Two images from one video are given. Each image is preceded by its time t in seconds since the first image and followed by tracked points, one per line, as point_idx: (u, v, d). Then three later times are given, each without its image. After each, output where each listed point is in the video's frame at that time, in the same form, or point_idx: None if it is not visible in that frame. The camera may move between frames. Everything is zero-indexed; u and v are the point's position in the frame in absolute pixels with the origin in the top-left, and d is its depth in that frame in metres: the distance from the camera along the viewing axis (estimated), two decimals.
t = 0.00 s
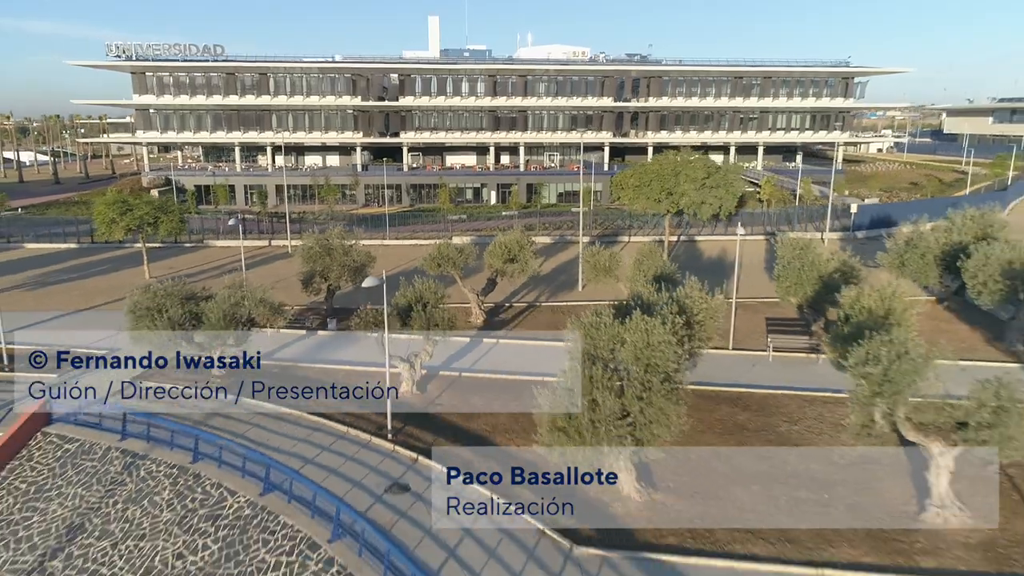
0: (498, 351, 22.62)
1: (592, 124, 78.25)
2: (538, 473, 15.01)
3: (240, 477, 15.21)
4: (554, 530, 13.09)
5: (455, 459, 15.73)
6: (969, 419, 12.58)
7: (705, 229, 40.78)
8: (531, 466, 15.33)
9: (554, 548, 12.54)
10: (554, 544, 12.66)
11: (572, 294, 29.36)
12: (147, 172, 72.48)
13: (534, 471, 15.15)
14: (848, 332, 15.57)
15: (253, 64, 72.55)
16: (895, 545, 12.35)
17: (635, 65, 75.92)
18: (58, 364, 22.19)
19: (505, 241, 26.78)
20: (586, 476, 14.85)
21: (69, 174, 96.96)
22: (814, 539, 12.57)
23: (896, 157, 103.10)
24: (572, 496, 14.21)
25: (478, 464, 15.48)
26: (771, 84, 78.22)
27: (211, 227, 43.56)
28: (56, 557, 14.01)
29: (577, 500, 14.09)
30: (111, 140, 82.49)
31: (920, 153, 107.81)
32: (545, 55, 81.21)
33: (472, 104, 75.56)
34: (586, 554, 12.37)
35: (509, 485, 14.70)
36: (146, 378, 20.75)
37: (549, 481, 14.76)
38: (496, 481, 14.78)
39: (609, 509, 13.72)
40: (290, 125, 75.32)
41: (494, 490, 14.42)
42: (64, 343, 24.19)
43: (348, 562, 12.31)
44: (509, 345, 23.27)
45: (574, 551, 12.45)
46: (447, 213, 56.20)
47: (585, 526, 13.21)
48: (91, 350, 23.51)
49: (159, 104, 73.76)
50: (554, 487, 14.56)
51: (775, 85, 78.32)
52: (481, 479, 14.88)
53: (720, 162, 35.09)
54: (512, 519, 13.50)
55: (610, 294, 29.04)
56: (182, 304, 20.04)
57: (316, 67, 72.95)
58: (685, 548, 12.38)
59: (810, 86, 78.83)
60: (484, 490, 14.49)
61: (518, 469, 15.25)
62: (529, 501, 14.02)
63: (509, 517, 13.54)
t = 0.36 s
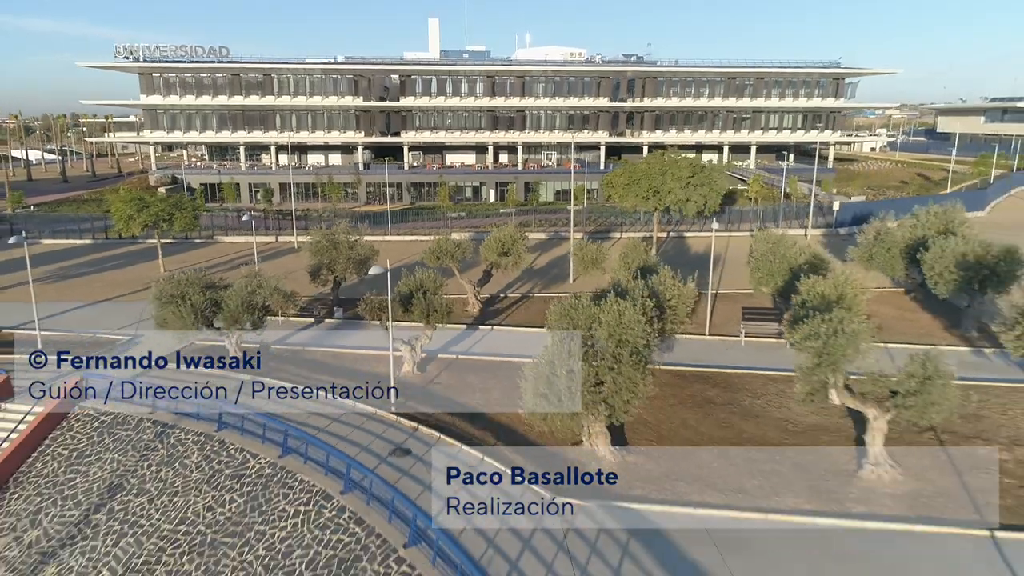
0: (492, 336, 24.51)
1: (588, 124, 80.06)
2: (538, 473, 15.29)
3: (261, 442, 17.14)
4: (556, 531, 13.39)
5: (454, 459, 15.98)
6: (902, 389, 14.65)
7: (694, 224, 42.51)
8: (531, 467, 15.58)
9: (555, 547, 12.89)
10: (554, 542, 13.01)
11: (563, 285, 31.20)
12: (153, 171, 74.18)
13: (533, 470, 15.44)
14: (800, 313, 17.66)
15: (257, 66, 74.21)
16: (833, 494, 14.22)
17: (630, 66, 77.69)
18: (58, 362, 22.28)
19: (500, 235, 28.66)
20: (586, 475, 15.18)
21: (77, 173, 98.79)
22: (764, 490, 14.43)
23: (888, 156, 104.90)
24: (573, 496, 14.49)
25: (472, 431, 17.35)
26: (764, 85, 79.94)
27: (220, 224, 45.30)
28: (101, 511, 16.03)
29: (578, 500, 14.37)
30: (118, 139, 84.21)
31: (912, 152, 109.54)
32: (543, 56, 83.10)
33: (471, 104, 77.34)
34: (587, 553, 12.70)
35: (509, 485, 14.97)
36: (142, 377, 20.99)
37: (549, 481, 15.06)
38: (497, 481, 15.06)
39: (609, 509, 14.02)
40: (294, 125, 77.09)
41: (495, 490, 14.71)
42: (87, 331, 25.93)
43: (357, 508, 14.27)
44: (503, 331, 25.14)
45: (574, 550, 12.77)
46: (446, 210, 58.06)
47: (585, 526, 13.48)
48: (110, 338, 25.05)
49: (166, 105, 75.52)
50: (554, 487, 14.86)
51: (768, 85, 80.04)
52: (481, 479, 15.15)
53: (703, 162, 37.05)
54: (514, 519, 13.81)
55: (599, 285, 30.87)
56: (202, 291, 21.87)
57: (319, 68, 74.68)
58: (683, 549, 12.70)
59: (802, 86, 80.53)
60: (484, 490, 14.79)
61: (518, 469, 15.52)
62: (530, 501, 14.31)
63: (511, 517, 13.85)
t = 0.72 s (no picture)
0: (487, 325, 26.36)
1: (584, 124, 81.84)
2: (538, 473, 15.80)
3: (277, 415, 19.13)
4: (554, 531, 13.93)
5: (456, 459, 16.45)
6: (848, 366, 16.59)
7: (684, 220, 44.22)
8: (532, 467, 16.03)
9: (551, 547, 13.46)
10: (552, 542, 13.58)
11: (556, 278, 33.06)
12: (160, 170, 75.95)
13: (533, 470, 15.93)
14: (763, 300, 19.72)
15: (261, 67, 76.01)
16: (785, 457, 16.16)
17: (626, 68, 79.57)
18: (58, 364, 22.95)
19: (496, 232, 30.52)
20: (586, 475, 15.64)
21: (84, 172, 100.61)
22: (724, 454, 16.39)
23: (880, 155, 106.80)
24: (571, 496, 14.99)
25: (468, 406, 19.26)
26: (756, 86, 81.84)
27: (228, 221, 47.11)
28: (135, 476, 17.97)
29: (576, 500, 14.87)
30: (124, 139, 85.99)
31: (905, 151, 111.29)
32: (541, 58, 85.05)
33: (470, 104, 79.17)
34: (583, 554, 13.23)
35: (509, 485, 15.50)
36: (142, 377, 21.99)
37: (549, 481, 15.56)
38: (497, 481, 15.60)
39: (607, 509, 14.52)
40: (298, 125, 78.93)
41: (495, 490, 15.25)
42: (109, 317, 27.56)
43: (364, 469, 16.26)
44: (498, 320, 26.97)
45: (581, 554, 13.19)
46: (446, 208, 59.87)
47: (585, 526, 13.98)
48: (130, 324, 26.71)
49: (172, 106, 77.37)
50: (553, 487, 15.35)
51: (760, 86, 81.88)
52: (482, 479, 15.70)
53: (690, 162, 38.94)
54: (513, 519, 14.36)
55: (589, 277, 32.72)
56: (220, 282, 23.81)
57: (322, 69, 76.57)
58: (678, 548, 13.26)
59: (794, 87, 82.37)
60: (484, 490, 15.36)
61: (518, 469, 16.04)
62: (530, 501, 14.85)
63: (510, 518, 14.42)
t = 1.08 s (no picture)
0: (483, 315, 28.27)
1: (581, 124, 83.61)
2: (538, 473, 16.48)
3: (292, 396, 21.55)
4: (554, 530, 14.53)
5: (460, 458, 17.24)
6: (803, 348, 18.57)
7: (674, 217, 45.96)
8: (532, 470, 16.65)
9: (558, 546, 13.99)
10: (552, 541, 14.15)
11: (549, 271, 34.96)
12: (166, 169, 77.75)
13: (534, 470, 16.60)
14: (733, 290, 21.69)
15: (265, 69, 77.86)
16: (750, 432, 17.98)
17: (621, 69, 81.42)
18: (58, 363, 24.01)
19: (492, 229, 32.40)
20: (586, 476, 16.28)
21: (90, 171, 102.42)
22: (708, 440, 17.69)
23: (873, 154, 108.55)
24: (570, 496, 15.63)
25: (463, 386, 21.21)
26: (749, 87, 83.68)
27: (235, 219, 48.94)
28: (163, 447, 19.95)
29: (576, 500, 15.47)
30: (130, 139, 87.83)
31: (897, 150, 113.03)
32: (539, 59, 86.96)
33: (469, 105, 80.99)
34: (580, 554, 13.73)
35: (509, 485, 16.18)
36: (146, 376, 23.50)
37: (549, 481, 16.22)
38: (497, 481, 16.27)
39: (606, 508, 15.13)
40: (301, 125, 80.78)
41: (494, 490, 15.95)
42: (128, 308, 29.43)
43: (371, 442, 18.37)
44: (492, 310, 28.82)
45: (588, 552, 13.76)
46: (445, 207, 61.70)
47: (585, 526, 14.59)
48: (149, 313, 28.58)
49: (178, 106, 79.24)
50: (553, 487, 16.01)
51: (753, 87, 83.69)
52: (482, 479, 16.38)
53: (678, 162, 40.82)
54: (513, 518, 14.99)
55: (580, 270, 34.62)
56: (236, 274, 25.77)
57: (325, 71, 78.44)
58: (679, 547, 13.82)
59: (786, 88, 84.20)
60: (484, 490, 16.07)
61: (518, 469, 16.71)
62: (530, 502, 15.47)
63: (510, 517, 15.05)
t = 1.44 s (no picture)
0: (479, 306, 30.15)
1: (578, 124, 85.58)
2: (538, 473, 16.89)
3: (303, 374, 23.36)
4: (553, 529, 14.91)
5: (462, 456, 17.82)
6: (767, 334, 20.54)
7: (664, 214, 47.78)
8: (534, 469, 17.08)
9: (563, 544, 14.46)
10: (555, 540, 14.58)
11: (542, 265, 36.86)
12: (172, 169, 79.57)
13: (534, 470, 17.01)
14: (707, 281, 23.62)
15: (269, 71, 79.73)
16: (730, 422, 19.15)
17: (616, 71, 83.29)
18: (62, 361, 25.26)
19: (488, 227, 34.31)
20: (586, 475, 16.72)
21: (97, 170, 104.34)
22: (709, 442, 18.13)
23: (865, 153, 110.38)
24: (570, 495, 16.05)
25: (459, 369, 23.09)
26: (743, 87, 85.53)
27: (243, 217, 50.82)
28: (188, 423, 21.92)
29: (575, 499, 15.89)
30: (136, 139, 89.68)
31: (889, 150, 114.92)
32: (536, 61, 88.94)
33: (468, 105, 82.87)
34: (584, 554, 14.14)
35: (509, 484, 16.60)
36: (168, 360, 25.23)
37: (549, 481, 16.64)
38: (496, 481, 16.68)
39: (605, 508, 15.52)
40: (304, 125, 82.67)
41: (495, 491, 16.42)
42: (147, 300, 31.31)
43: (376, 416, 20.21)
44: (488, 302, 30.71)
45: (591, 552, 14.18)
46: (445, 205, 63.59)
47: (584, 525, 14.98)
48: (167, 306, 30.41)
49: (184, 107, 81.16)
50: (553, 486, 16.43)
51: (746, 87, 85.52)
52: (481, 479, 16.84)
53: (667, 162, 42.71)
54: (512, 519, 15.48)
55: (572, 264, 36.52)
56: (249, 269, 27.65)
57: (327, 72, 80.39)
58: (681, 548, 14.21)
59: (778, 88, 86.08)
60: (484, 491, 16.56)
61: (518, 469, 17.12)
62: (529, 501, 15.83)
63: (510, 517, 15.51)
